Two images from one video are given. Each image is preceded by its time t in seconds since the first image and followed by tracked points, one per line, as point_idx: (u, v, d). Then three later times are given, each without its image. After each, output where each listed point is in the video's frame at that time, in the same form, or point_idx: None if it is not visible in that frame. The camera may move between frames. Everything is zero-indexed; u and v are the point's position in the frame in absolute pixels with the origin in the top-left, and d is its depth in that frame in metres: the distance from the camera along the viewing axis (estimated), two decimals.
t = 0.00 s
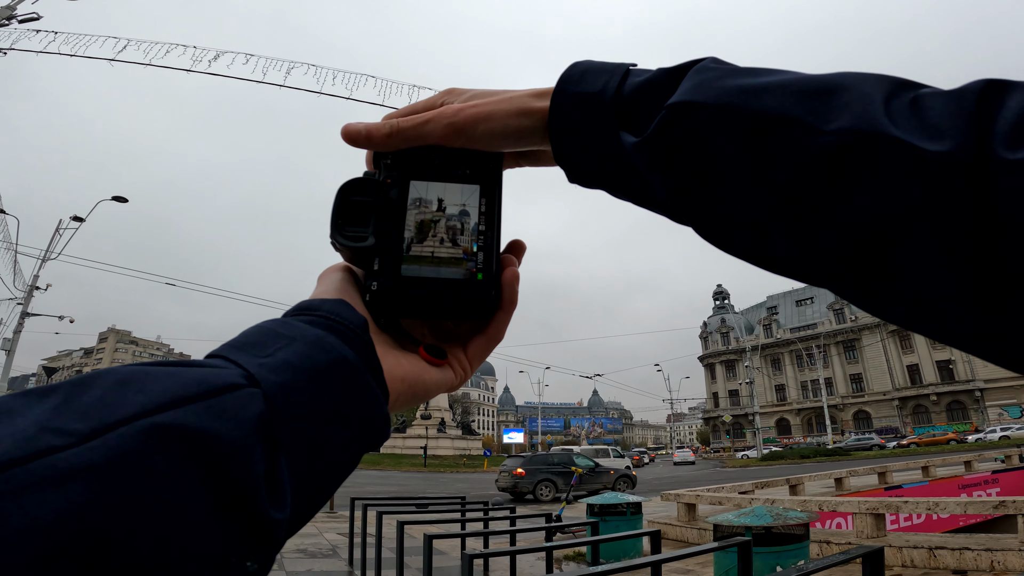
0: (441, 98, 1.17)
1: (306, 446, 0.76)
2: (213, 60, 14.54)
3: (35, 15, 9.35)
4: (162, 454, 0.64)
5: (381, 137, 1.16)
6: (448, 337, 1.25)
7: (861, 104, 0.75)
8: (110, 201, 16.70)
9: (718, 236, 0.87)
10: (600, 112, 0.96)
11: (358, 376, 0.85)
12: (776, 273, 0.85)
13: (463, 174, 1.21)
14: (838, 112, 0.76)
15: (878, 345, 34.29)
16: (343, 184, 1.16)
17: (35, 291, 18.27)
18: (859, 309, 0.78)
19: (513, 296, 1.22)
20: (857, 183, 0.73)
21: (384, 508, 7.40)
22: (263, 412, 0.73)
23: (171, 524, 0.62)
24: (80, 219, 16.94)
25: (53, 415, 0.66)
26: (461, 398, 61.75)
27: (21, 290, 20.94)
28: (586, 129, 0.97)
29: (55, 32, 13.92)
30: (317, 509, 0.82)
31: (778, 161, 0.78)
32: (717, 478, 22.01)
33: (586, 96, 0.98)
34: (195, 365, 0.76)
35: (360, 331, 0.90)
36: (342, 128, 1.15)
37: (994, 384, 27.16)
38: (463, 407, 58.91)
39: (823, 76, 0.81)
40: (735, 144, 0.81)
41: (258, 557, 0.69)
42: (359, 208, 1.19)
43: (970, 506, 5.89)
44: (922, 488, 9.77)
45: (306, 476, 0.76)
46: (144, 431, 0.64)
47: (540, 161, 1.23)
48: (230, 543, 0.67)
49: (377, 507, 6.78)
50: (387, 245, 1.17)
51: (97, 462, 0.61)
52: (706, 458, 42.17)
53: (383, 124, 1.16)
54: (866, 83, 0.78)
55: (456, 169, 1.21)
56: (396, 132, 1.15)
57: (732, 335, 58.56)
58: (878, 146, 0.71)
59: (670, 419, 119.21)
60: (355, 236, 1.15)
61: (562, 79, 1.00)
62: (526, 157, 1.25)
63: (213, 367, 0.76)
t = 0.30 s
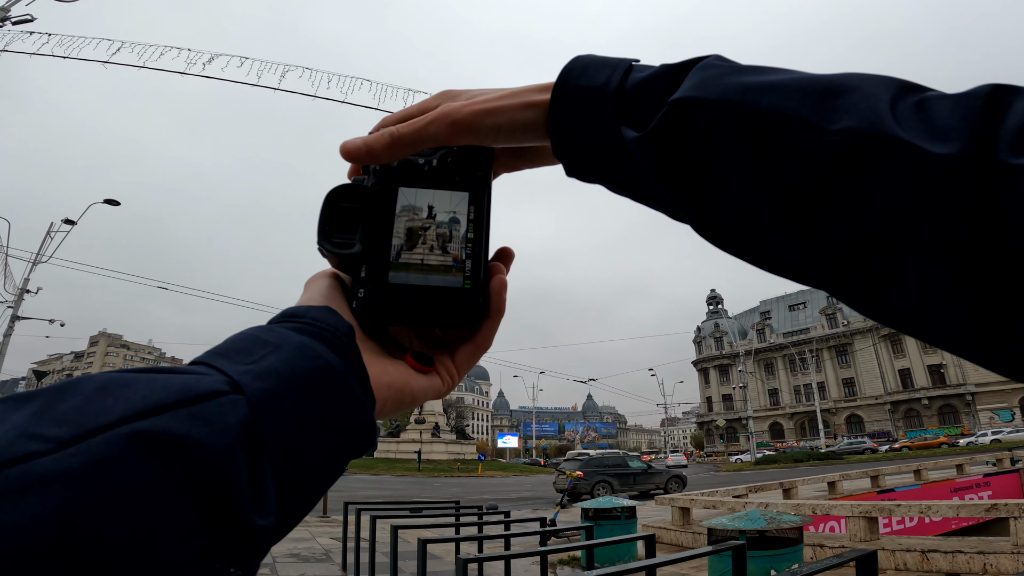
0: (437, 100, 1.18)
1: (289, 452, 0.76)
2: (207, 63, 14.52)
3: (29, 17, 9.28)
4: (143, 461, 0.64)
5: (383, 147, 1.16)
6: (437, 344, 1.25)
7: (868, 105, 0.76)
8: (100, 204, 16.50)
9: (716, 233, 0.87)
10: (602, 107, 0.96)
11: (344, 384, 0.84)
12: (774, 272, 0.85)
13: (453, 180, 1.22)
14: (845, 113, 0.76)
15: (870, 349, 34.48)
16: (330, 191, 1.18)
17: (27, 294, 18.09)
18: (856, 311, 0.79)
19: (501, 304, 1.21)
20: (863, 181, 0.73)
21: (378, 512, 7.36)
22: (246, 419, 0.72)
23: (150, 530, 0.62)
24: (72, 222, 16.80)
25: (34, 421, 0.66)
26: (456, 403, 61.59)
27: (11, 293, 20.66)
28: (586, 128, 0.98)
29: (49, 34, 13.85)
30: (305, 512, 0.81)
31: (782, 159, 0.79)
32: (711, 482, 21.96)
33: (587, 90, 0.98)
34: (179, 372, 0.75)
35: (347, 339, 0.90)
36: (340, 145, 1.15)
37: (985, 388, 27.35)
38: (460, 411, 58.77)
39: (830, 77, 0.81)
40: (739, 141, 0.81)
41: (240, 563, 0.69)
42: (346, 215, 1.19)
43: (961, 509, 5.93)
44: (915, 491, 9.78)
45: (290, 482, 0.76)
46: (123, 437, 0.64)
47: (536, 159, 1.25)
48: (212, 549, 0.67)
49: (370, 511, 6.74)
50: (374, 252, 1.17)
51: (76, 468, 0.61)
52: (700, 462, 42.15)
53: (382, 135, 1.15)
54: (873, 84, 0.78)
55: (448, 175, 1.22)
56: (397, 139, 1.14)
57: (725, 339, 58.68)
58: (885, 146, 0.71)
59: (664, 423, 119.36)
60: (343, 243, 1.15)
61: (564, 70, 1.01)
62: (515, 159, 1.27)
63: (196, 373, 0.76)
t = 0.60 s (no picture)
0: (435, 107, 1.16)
1: (285, 450, 0.76)
2: (208, 63, 14.57)
3: (30, 17, 9.28)
4: (138, 458, 0.64)
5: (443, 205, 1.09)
6: (433, 345, 1.25)
7: (905, 91, 0.74)
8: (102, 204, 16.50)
9: (732, 213, 0.88)
10: (619, 89, 0.95)
11: (339, 382, 0.85)
12: (791, 258, 0.85)
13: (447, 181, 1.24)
14: (881, 100, 0.74)
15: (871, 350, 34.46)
16: (325, 193, 1.17)
17: (28, 294, 18.08)
18: (873, 302, 0.78)
19: (495, 303, 1.22)
20: (893, 169, 0.72)
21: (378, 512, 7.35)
22: (241, 418, 0.73)
23: (146, 527, 0.62)
24: (74, 222, 16.79)
25: (30, 419, 0.66)
26: (456, 404, 61.59)
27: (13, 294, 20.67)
28: (602, 112, 0.97)
29: (52, 34, 13.88)
30: (300, 510, 0.82)
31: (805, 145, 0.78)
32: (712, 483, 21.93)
33: (603, 67, 0.97)
34: (174, 371, 0.75)
35: (341, 337, 0.90)
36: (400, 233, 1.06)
37: (986, 389, 27.36)
38: (460, 412, 58.75)
39: (863, 61, 0.80)
40: (764, 123, 0.81)
41: (237, 560, 0.69)
42: (340, 215, 1.19)
43: (963, 509, 5.93)
44: (916, 491, 9.77)
45: (285, 481, 0.76)
46: (119, 435, 0.64)
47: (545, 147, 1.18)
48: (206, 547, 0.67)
49: (371, 511, 6.74)
50: (369, 252, 1.18)
51: (73, 465, 0.61)
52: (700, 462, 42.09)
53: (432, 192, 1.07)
54: (908, 70, 0.76)
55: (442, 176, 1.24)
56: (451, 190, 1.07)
57: (726, 340, 58.65)
58: (919, 134, 0.69)
59: (664, 423, 119.27)
60: (337, 243, 1.15)
61: (576, 48, 1.00)
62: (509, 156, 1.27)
63: (191, 372, 0.76)
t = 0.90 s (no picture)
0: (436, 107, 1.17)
1: (281, 453, 0.76)
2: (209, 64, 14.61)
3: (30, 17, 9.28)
4: (132, 461, 0.64)
5: (413, 175, 1.07)
6: (431, 346, 1.25)
7: (886, 100, 0.74)
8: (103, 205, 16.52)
9: (724, 227, 0.87)
10: (611, 102, 0.96)
11: (337, 384, 0.85)
12: (784, 269, 0.85)
13: (445, 182, 1.23)
14: (864, 108, 0.75)
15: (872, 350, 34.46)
16: (324, 192, 1.16)
17: (29, 295, 18.07)
18: (866, 310, 0.78)
19: (494, 305, 1.22)
20: (878, 177, 0.72)
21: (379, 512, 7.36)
22: (238, 420, 0.73)
23: (139, 530, 0.62)
24: (74, 223, 16.79)
25: (23, 421, 0.67)
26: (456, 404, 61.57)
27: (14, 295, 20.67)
28: (594, 123, 0.98)
29: (52, 35, 13.91)
30: (297, 513, 0.81)
31: (792, 155, 0.78)
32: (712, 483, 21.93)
33: (596, 82, 0.98)
34: (171, 372, 0.75)
35: (339, 339, 0.90)
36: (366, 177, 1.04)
37: (987, 389, 27.39)
38: (461, 412, 58.72)
39: (846, 70, 0.80)
40: (752, 135, 0.81)
41: (232, 563, 0.68)
42: (339, 216, 1.19)
43: (964, 509, 5.92)
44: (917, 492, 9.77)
45: (282, 483, 0.76)
46: (113, 437, 0.64)
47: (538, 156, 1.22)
48: (202, 550, 0.66)
49: (371, 511, 6.74)
50: (367, 252, 1.17)
51: (67, 467, 0.61)
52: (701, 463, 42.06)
53: (408, 160, 1.06)
54: (891, 79, 0.77)
55: (441, 177, 1.23)
56: (426, 166, 1.07)
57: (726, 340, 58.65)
58: (903, 142, 0.70)
59: (665, 423, 119.28)
60: (335, 243, 1.14)
61: (569, 64, 1.00)
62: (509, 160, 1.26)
63: (188, 373, 0.76)
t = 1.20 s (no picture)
0: (427, 104, 1.19)
1: (281, 455, 0.76)
2: (209, 65, 14.61)
3: (30, 17, 9.25)
4: (129, 463, 0.64)
5: (368, 148, 1.16)
6: (432, 347, 1.25)
7: (850, 109, 0.76)
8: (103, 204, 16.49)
9: (707, 241, 0.87)
10: (590, 116, 0.96)
11: (337, 386, 0.84)
12: (766, 280, 0.85)
13: (448, 181, 1.22)
14: (829, 117, 0.76)
15: (873, 351, 34.46)
16: (324, 192, 1.16)
17: (29, 296, 18.05)
18: (850, 316, 0.79)
19: (496, 307, 1.21)
20: (853, 184, 0.73)
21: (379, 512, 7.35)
22: (236, 422, 0.73)
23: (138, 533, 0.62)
24: (75, 223, 16.79)
25: (21, 423, 0.67)
26: (457, 405, 61.59)
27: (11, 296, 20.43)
28: (574, 140, 0.98)
29: (52, 35, 13.90)
30: (296, 517, 0.81)
31: (768, 166, 0.78)
32: (713, 484, 21.92)
33: (575, 98, 0.98)
34: (170, 373, 0.76)
35: (339, 340, 0.90)
36: (325, 138, 1.14)
37: (988, 390, 27.42)
38: (461, 413, 58.73)
39: (811, 80, 0.82)
40: (727, 149, 0.81)
41: (229, 567, 0.69)
42: (340, 216, 1.19)
43: (967, 510, 5.92)
44: (918, 492, 9.77)
45: (282, 486, 0.76)
46: (110, 440, 0.64)
47: (527, 166, 1.24)
48: (201, 555, 0.67)
49: (371, 512, 6.74)
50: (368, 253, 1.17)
51: (63, 470, 0.61)
52: (702, 463, 42.00)
53: (369, 135, 1.16)
54: (855, 87, 0.79)
55: (442, 175, 1.22)
56: (383, 142, 1.15)
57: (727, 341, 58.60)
58: (873, 149, 0.71)
59: (665, 424, 119.37)
60: (337, 243, 1.15)
61: (551, 82, 1.01)
62: (514, 162, 1.25)
63: (187, 374, 0.76)
